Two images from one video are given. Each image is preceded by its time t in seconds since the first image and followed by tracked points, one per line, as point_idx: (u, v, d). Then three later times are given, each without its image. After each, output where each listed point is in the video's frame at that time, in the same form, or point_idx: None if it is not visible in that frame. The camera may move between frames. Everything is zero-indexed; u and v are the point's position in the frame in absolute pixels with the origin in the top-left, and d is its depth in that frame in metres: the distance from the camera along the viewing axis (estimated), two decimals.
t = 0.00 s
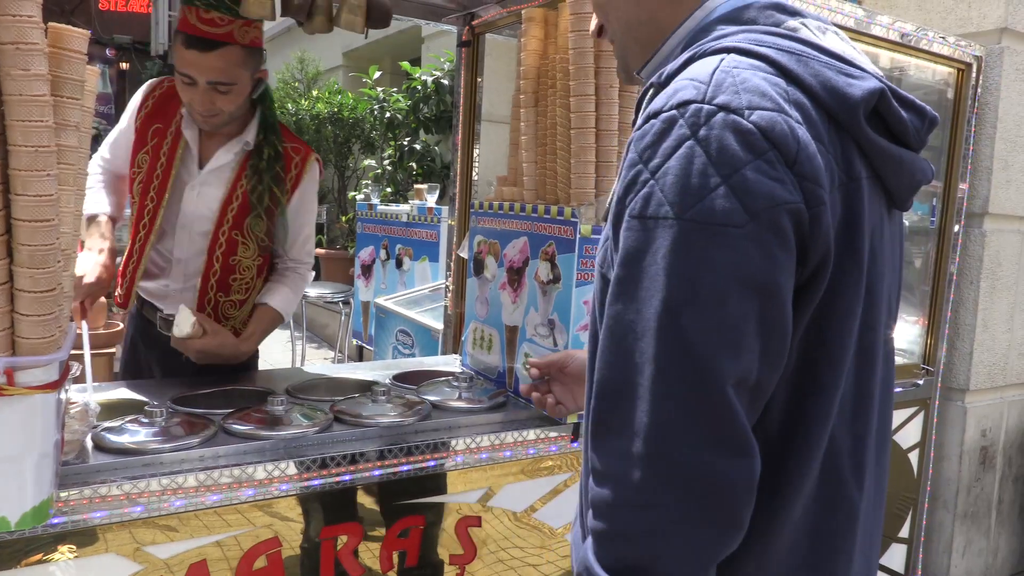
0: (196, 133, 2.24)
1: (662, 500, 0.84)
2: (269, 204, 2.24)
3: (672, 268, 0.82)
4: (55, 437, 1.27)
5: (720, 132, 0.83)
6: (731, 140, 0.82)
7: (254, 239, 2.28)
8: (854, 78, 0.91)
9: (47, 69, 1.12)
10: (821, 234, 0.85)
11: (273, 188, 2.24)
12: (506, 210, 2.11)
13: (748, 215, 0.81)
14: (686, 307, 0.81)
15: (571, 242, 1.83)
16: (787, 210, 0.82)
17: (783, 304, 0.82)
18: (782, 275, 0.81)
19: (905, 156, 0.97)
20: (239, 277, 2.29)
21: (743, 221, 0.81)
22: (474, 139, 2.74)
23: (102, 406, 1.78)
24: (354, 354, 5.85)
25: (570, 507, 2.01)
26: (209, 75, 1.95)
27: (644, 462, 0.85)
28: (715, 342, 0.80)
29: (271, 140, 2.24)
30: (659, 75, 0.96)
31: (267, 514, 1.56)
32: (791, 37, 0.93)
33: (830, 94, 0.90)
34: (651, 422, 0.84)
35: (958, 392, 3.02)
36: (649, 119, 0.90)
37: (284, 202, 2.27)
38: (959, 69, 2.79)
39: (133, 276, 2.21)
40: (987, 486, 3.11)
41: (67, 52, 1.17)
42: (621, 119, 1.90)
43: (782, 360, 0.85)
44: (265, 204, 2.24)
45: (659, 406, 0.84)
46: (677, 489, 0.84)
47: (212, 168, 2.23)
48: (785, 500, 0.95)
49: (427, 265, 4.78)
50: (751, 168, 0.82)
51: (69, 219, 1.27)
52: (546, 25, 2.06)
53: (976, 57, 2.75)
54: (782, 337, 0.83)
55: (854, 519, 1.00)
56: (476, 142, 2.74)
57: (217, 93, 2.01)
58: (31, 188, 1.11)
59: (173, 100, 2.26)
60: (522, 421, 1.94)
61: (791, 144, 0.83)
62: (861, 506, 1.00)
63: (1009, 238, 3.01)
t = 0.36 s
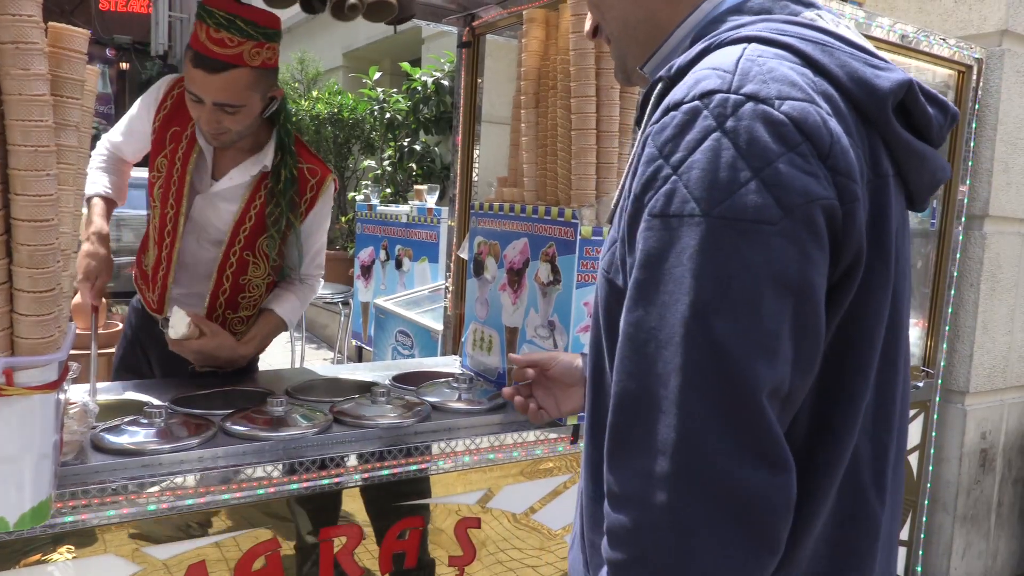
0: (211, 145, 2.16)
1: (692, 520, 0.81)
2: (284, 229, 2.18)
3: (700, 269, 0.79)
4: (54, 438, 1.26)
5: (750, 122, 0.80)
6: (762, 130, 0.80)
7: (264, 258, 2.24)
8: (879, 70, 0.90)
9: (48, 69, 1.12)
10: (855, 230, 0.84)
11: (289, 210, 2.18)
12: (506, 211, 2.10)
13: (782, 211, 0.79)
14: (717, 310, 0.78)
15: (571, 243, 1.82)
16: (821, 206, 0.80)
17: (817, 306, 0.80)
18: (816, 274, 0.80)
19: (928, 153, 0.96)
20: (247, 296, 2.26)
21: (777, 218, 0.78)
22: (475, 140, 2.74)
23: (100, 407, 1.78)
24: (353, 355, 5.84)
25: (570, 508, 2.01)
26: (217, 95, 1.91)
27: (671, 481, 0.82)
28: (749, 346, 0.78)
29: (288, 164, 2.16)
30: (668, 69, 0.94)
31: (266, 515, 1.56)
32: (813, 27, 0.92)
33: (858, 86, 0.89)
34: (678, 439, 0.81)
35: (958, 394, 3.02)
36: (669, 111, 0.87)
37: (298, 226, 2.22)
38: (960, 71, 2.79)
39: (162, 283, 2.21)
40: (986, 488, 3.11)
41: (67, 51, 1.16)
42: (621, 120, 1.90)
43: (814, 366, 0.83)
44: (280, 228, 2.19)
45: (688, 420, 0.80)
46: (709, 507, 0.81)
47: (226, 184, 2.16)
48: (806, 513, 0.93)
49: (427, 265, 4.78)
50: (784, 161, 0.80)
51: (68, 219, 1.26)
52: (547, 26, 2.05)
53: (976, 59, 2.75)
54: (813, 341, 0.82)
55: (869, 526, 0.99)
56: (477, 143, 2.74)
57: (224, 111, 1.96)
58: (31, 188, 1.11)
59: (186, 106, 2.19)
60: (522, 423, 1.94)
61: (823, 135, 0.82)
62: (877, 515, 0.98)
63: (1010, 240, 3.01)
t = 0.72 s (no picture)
0: (177, 128, 2.29)
1: (694, 562, 0.75)
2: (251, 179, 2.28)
3: (706, 284, 0.74)
4: (53, 439, 1.26)
5: (765, 120, 0.75)
6: (777, 129, 0.74)
7: (246, 218, 2.32)
8: (906, 67, 0.85)
9: (48, 69, 1.12)
10: (879, 240, 0.78)
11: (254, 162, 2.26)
12: (506, 212, 2.10)
13: (799, 220, 0.73)
14: (724, 331, 0.73)
15: (570, 244, 1.83)
16: (841, 215, 0.74)
17: (835, 326, 0.74)
18: (835, 291, 0.74)
19: (957, 158, 0.91)
20: (239, 259, 2.33)
21: (794, 227, 0.72)
22: (475, 141, 2.74)
23: (100, 407, 1.78)
24: (353, 355, 5.85)
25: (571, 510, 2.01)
26: (166, 56, 2.01)
27: (673, 519, 0.76)
28: (761, 371, 0.72)
29: (242, 117, 2.27)
30: (675, 62, 0.90)
31: (265, 517, 1.56)
32: (834, 18, 0.87)
33: (884, 84, 0.83)
34: (679, 472, 0.75)
35: (957, 397, 3.02)
36: (674, 107, 0.81)
37: (265, 176, 2.31)
38: (959, 74, 2.80)
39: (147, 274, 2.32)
40: (985, 490, 3.11)
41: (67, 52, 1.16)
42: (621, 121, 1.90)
43: (831, 394, 0.78)
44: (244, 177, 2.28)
45: (691, 451, 0.74)
46: (713, 547, 0.74)
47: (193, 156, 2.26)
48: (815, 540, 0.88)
49: (426, 267, 4.78)
50: (802, 163, 0.74)
51: (68, 220, 1.26)
52: (547, 27, 2.06)
53: (975, 61, 2.76)
54: (830, 364, 0.76)
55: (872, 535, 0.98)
56: (477, 144, 2.74)
57: (177, 72, 2.06)
58: (31, 189, 1.11)
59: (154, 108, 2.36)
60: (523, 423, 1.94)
61: (846, 137, 0.76)
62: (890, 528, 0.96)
63: (1009, 243, 3.01)
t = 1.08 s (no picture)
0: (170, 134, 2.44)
1: None
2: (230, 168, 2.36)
3: (655, 295, 0.75)
4: (50, 442, 1.26)
5: (719, 128, 0.75)
6: (731, 137, 0.75)
7: (226, 207, 2.44)
8: (887, 65, 0.83)
9: (45, 72, 1.12)
10: (843, 253, 0.77)
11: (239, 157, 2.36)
12: (505, 213, 2.10)
13: (751, 232, 0.73)
14: (674, 344, 0.74)
15: (569, 246, 1.84)
16: (798, 227, 0.74)
17: (791, 344, 0.74)
18: (792, 308, 0.74)
19: (954, 158, 0.91)
20: (216, 244, 2.43)
21: (745, 240, 0.73)
22: (473, 142, 2.73)
23: (98, 410, 1.78)
24: (352, 358, 5.84)
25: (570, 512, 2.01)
26: (167, 57, 2.09)
27: (618, 536, 0.76)
28: (710, 385, 0.72)
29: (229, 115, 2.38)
30: (657, 62, 0.90)
31: (264, 519, 1.56)
32: (815, 15, 0.86)
33: (858, 81, 0.82)
34: (627, 488, 0.75)
35: (955, 397, 3.03)
36: (639, 113, 0.83)
37: (249, 171, 2.41)
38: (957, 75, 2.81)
39: (142, 272, 2.44)
40: (984, 491, 3.11)
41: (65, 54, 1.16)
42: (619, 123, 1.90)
43: (790, 416, 0.78)
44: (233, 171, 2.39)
45: (638, 466, 0.75)
46: (657, 568, 0.74)
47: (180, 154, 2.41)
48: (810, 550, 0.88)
49: (425, 268, 4.78)
50: (755, 173, 0.74)
51: (65, 222, 1.26)
52: (545, 29, 2.06)
53: (973, 63, 2.78)
54: (788, 383, 0.76)
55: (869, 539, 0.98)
56: (475, 146, 2.73)
57: (178, 72, 2.15)
58: (28, 191, 1.10)
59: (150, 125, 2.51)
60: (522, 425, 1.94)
61: (808, 143, 0.76)
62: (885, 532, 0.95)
63: (1007, 243, 3.02)
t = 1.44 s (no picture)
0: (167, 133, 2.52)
1: None
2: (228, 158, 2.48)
3: (643, 314, 0.77)
4: (46, 446, 1.25)
5: (707, 156, 0.76)
6: (718, 166, 0.75)
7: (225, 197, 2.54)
8: (874, 88, 0.83)
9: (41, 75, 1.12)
10: (827, 275, 0.78)
11: (238, 150, 2.50)
12: (503, 217, 2.09)
13: (735, 257, 0.74)
14: (659, 360, 0.76)
15: (567, 249, 1.83)
16: (782, 252, 0.75)
17: (776, 362, 0.75)
18: (775, 328, 0.75)
19: (942, 175, 0.90)
20: (216, 231, 2.55)
21: (729, 263, 0.74)
22: (471, 145, 2.73)
23: (95, 413, 1.77)
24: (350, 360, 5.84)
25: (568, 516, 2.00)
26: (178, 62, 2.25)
27: (608, 536, 0.79)
28: (692, 401, 0.74)
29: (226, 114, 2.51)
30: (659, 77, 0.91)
31: (261, 523, 1.55)
32: (804, 37, 0.84)
33: (845, 105, 0.81)
34: (617, 492, 0.78)
35: (953, 400, 3.03)
36: (632, 136, 0.84)
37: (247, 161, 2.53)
38: (953, 79, 2.83)
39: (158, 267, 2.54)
40: (982, 494, 3.11)
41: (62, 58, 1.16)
42: (617, 126, 1.90)
43: (774, 426, 0.78)
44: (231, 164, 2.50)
45: (627, 473, 0.77)
46: (644, 570, 0.77)
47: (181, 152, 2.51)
48: (804, 552, 0.88)
49: (423, 271, 4.78)
50: (741, 200, 0.75)
51: (62, 225, 1.25)
52: (543, 33, 2.07)
53: (968, 67, 2.80)
54: (773, 398, 0.76)
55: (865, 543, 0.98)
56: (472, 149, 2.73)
57: (186, 77, 2.30)
58: (25, 194, 1.10)
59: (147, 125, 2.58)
60: (518, 429, 1.94)
61: (791, 169, 0.75)
62: (882, 536, 0.95)
63: (1004, 247, 3.02)
